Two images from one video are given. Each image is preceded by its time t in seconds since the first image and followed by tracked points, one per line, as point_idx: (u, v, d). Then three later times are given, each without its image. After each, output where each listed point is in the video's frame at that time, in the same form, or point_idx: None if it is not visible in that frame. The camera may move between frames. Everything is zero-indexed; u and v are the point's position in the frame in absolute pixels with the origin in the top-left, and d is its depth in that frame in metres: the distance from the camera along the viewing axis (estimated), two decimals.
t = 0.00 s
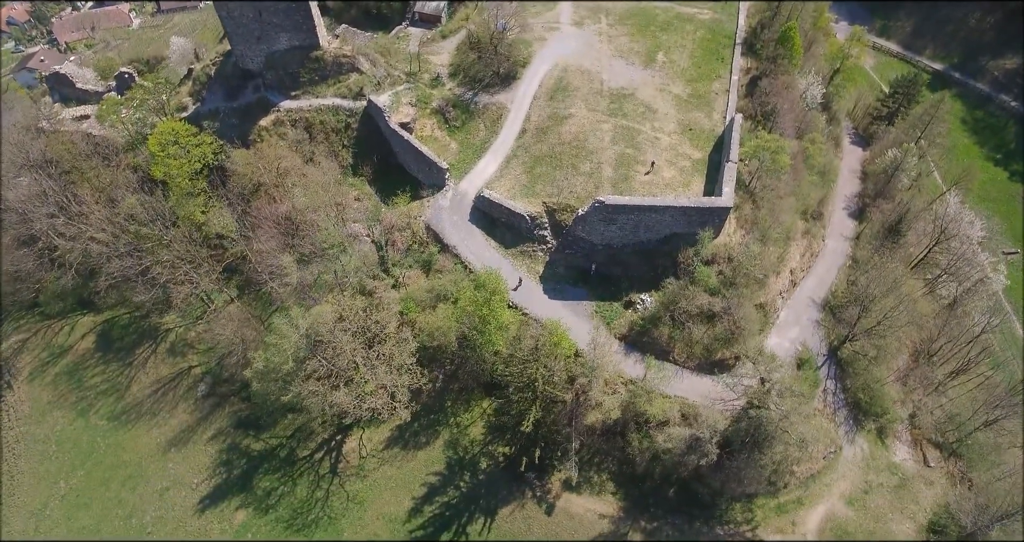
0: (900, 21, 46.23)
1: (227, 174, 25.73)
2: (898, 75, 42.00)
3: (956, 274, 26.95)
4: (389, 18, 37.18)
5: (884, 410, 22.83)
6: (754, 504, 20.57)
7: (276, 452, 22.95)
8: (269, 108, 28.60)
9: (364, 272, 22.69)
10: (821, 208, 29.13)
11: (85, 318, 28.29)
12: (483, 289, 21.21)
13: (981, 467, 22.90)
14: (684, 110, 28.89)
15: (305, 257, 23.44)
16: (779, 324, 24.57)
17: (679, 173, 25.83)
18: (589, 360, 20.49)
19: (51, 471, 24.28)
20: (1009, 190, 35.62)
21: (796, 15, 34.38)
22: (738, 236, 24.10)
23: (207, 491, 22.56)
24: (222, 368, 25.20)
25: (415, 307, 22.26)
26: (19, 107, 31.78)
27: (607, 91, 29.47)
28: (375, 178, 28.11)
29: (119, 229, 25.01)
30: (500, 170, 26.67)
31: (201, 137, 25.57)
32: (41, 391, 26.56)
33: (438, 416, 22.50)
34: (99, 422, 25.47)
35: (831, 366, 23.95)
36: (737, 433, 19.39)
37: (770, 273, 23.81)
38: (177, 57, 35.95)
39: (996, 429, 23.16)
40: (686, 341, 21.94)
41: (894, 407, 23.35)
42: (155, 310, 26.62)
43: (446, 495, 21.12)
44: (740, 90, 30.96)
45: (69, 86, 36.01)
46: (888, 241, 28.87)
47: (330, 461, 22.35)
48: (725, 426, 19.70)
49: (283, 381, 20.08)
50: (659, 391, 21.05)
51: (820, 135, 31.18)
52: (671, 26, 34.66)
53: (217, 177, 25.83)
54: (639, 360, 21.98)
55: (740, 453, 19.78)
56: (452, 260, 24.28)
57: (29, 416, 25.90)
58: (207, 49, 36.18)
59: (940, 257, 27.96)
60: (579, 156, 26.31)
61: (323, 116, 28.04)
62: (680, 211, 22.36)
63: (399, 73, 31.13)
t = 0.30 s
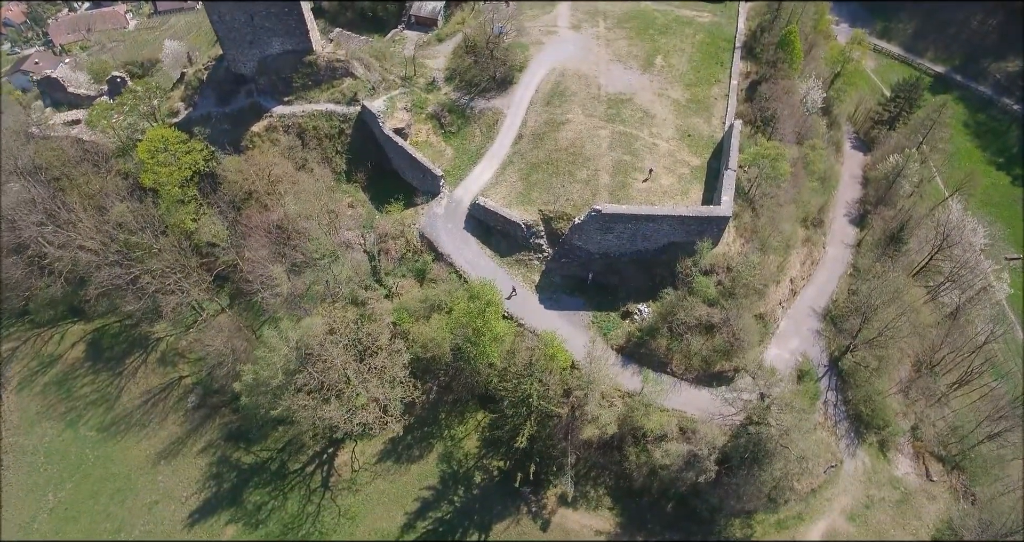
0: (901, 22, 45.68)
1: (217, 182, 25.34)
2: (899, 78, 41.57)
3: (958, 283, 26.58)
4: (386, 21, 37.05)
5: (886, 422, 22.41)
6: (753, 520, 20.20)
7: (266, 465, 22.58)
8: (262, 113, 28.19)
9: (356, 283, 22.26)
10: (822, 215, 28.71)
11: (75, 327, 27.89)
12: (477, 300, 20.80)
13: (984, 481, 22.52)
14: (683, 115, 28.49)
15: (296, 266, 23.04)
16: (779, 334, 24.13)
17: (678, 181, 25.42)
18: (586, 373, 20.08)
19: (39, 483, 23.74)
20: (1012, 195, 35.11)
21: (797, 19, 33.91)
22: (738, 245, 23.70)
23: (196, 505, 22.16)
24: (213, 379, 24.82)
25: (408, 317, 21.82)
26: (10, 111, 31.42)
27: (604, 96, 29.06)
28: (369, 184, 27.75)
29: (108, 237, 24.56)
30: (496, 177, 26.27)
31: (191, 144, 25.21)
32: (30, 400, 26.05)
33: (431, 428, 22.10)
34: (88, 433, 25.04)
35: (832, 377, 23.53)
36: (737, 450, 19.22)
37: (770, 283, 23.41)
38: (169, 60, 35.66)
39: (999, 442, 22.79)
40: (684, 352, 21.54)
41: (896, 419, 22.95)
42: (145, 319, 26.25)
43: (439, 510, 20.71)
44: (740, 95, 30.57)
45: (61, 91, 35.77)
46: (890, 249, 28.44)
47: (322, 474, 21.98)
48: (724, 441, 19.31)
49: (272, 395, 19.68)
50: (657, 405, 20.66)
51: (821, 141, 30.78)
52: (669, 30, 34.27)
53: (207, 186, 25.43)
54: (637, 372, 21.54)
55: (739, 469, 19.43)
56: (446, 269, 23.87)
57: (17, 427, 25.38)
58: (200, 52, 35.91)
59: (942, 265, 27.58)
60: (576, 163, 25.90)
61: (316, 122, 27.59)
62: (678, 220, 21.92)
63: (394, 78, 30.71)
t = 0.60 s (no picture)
0: (904, 23, 45.15)
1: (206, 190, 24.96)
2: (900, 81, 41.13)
3: (961, 292, 26.15)
4: (382, 24, 36.52)
5: (888, 435, 21.94)
6: (753, 537, 19.82)
7: (256, 479, 22.20)
8: (254, 119, 27.80)
9: (348, 293, 21.82)
10: (822, 222, 28.28)
11: (65, 335, 27.48)
12: (471, 311, 20.36)
13: (988, 495, 22.11)
14: (681, 121, 28.07)
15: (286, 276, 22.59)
16: (778, 345, 23.71)
17: (676, 188, 25.00)
18: (581, 386, 19.62)
19: (26, 495, 23.18)
20: (1014, 200, 34.52)
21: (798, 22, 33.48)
22: (737, 254, 23.29)
23: (185, 520, 21.73)
24: (203, 390, 24.43)
25: (401, 328, 21.35)
26: None
27: (602, 101, 28.64)
28: (363, 190, 27.32)
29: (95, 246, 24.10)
30: (491, 183, 25.85)
31: (180, 152, 24.91)
32: (18, 411, 25.50)
33: (425, 441, 21.69)
34: (76, 445, 24.54)
35: (833, 389, 23.08)
36: (736, 465, 18.65)
37: (769, 293, 23.00)
38: (162, 64, 35.29)
39: (1004, 455, 22.35)
40: (682, 364, 21.13)
41: (898, 432, 22.48)
42: (134, 329, 25.84)
43: (432, 526, 20.25)
44: (740, 100, 30.15)
45: (52, 95, 35.41)
46: (892, 256, 28.02)
47: (313, 489, 21.57)
48: (723, 458, 18.91)
49: (260, 409, 19.24)
50: (655, 419, 20.24)
51: (821, 146, 30.35)
52: (668, 33, 33.87)
53: (198, 193, 25.08)
54: (634, 384, 21.10)
55: (738, 486, 18.98)
56: (440, 278, 23.44)
57: (4, 439, 24.85)
58: (193, 56, 35.56)
59: (944, 273, 27.20)
60: (573, 169, 25.48)
61: (309, 127, 27.17)
62: (676, 229, 21.51)
63: (389, 82, 30.30)
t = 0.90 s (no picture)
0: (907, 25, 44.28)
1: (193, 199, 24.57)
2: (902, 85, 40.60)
3: (966, 301, 25.62)
4: (378, 27, 35.92)
5: (891, 451, 21.41)
6: None
7: (244, 495, 21.73)
8: (244, 125, 27.29)
9: (339, 304, 21.32)
10: (823, 230, 27.81)
11: (53, 345, 26.92)
12: (463, 325, 19.85)
13: (993, 512, 21.59)
14: (680, 127, 27.57)
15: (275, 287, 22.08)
16: (779, 357, 23.22)
17: (675, 197, 24.51)
18: (577, 402, 19.14)
19: (13, 511, 22.38)
20: (1018, 204, 33.64)
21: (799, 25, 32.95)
22: (737, 265, 22.79)
23: (172, 537, 21.24)
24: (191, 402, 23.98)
25: (392, 341, 20.85)
26: None
27: (599, 107, 28.14)
28: (356, 197, 26.84)
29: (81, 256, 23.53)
30: (486, 191, 25.35)
31: (168, 161, 24.56)
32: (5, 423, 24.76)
33: (417, 456, 21.18)
34: (62, 458, 23.84)
35: (835, 402, 22.58)
36: (736, 486, 18.33)
37: (770, 304, 22.51)
38: (154, 67, 34.74)
39: (1009, 471, 21.68)
40: (680, 378, 20.66)
41: (902, 447, 21.90)
42: (122, 339, 25.33)
43: None
44: (740, 105, 29.65)
45: (43, 100, 34.88)
46: (894, 265, 27.52)
47: (302, 505, 21.07)
48: (722, 476, 18.47)
49: (246, 426, 18.72)
50: (652, 435, 19.76)
51: (823, 152, 29.83)
52: (666, 36, 33.40)
53: (186, 201, 24.68)
54: (631, 399, 20.60)
55: (738, 505, 18.62)
56: (434, 289, 22.94)
57: None
58: (186, 60, 35.01)
59: (947, 283, 26.75)
60: (569, 177, 24.98)
61: (301, 133, 26.69)
62: (674, 240, 21.03)
63: (383, 88, 29.82)
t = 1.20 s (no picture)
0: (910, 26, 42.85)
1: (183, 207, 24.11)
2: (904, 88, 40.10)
3: (970, 311, 25.08)
4: (374, 29, 35.46)
5: (895, 465, 20.94)
6: None
7: (234, 510, 21.32)
8: (236, 130, 26.80)
9: (330, 315, 20.84)
10: (825, 237, 27.33)
11: (42, 353, 26.29)
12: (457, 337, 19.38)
13: (998, 528, 21.08)
14: (680, 132, 27.13)
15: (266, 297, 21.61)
16: (780, 368, 22.74)
17: (674, 204, 24.07)
18: (573, 417, 18.68)
19: None
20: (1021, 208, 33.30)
21: (800, 28, 32.50)
22: (737, 275, 22.36)
23: None
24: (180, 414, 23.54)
25: (385, 352, 20.38)
26: None
27: (597, 112, 27.71)
28: (350, 203, 26.37)
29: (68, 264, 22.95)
30: (483, 197, 24.89)
31: (157, 168, 24.09)
32: None
33: (410, 470, 20.69)
34: (50, 470, 23.24)
35: (838, 415, 22.14)
36: (736, 505, 18.21)
37: (771, 315, 22.07)
38: (148, 71, 34.25)
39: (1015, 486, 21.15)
40: (679, 391, 20.21)
41: (905, 461, 21.47)
42: (111, 349, 24.71)
43: None
44: (740, 110, 29.22)
45: (34, 103, 34.35)
46: (897, 273, 27.05)
47: (293, 521, 20.63)
48: (722, 493, 18.08)
49: (234, 441, 18.28)
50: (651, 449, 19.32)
51: (825, 158, 29.37)
52: (666, 39, 32.96)
53: (175, 210, 24.23)
54: (629, 412, 20.14)
55: (738, 523, 18.36)
56: (428, 298, 22.48)
57: None
58: (179, 63, 34.52)
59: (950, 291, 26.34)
60: (567, 184, 24.54)
61: (294, 139, 26.22)
62: (673, 249, 20.58)
63: (378, 92, 29.36)
